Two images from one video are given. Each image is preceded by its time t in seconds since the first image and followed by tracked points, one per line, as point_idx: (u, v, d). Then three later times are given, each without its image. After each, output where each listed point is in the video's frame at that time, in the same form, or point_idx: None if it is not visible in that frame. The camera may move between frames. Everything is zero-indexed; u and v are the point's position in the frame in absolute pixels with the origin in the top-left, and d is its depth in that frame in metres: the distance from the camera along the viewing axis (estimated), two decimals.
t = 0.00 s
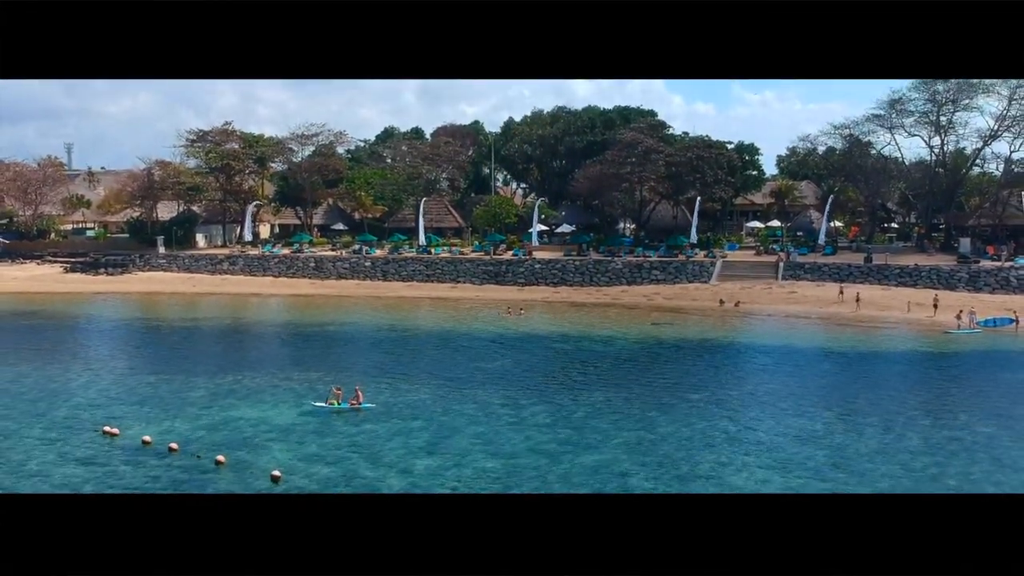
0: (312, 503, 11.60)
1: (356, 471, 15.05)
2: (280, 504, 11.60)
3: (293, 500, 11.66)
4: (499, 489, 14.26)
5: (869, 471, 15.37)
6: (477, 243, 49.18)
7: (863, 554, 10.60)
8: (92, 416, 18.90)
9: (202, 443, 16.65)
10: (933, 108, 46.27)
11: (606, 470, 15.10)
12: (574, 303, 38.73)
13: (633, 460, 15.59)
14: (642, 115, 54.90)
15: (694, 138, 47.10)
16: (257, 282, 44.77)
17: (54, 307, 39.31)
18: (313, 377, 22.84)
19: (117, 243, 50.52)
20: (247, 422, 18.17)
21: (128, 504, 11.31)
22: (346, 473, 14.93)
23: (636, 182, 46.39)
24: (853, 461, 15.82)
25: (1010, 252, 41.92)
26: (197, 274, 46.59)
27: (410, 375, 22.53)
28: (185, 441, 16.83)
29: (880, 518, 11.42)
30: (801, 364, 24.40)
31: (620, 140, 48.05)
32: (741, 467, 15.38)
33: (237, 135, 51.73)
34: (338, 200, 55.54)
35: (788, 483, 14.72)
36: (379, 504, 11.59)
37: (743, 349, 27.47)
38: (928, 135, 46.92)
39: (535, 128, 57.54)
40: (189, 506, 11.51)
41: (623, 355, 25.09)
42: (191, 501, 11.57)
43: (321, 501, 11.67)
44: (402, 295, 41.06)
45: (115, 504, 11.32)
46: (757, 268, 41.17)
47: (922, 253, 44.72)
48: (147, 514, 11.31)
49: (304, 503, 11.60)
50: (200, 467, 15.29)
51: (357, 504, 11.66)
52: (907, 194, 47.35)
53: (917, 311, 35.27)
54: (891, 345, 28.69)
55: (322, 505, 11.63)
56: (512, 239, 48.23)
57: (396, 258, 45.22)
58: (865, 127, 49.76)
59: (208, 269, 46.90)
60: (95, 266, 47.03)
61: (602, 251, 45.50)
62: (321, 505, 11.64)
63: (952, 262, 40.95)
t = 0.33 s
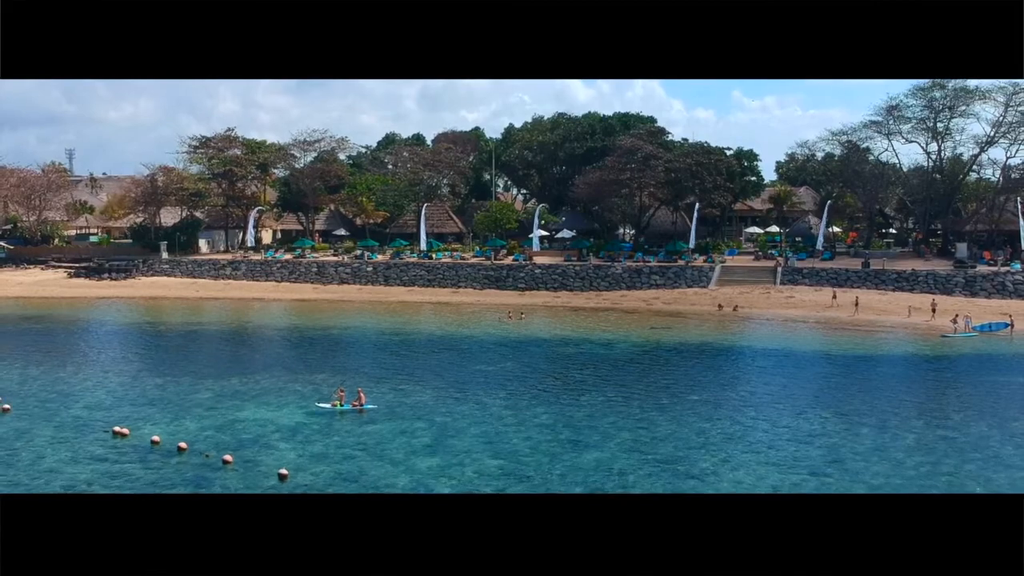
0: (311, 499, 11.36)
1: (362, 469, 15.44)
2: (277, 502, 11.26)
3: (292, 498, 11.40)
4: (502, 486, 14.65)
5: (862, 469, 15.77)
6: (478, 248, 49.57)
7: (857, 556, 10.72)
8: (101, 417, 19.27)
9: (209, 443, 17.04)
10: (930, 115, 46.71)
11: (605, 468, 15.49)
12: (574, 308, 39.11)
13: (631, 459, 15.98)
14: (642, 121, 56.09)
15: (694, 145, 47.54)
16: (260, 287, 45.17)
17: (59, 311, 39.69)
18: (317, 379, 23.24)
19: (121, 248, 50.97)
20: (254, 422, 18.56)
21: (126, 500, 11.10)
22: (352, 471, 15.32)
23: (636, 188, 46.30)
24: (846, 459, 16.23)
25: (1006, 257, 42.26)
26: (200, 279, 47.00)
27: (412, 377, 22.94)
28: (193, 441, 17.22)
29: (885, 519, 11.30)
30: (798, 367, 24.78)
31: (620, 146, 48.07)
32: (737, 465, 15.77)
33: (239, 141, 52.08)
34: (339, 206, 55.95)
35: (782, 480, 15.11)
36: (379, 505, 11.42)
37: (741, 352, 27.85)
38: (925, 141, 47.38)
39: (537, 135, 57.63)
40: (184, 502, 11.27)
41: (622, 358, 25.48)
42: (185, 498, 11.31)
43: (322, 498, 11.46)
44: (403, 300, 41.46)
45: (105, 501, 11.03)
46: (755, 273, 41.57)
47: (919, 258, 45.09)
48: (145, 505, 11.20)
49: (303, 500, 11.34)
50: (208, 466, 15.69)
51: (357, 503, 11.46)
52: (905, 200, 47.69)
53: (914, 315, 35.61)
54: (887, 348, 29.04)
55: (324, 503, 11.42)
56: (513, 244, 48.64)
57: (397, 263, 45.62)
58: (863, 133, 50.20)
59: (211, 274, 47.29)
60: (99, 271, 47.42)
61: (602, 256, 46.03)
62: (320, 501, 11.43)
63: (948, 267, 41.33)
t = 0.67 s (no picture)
0: (305, 496, 10.72)
1: (368, 467, 15.84)
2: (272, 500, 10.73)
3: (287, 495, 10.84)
4: (502, 484, 15.02)
5: (855, 466, 16.18)
6: (478, 252, 49.97)
7: (873, 560, 10.40)
8: (109, 418, 19.59)
9: (217, 442, 17.43)
10: (927, 119, 47.13)
11: (605, 467, 15.87)
12: (574, 311, 39.43)
13: (631, 457, 16.36)
14: (642, 126, 55.98)
15: (693, 149, 47.92)
16: (262, 290, 45.51)
17: (63, 314, 40.01)
18: (321, 380, 23.58)
19: (124, 252, 51.41)
20: (260, 421, 18.94)
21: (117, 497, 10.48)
22: (358, 469, 15.70)
23: (635, 192, 46.78)
24: (841, 458, 16.61)
25: (1002, 260, 42.66)
26: (203, 283, 47.38)
27: (414, 378, 23.32)
28: (201, 440, 17.60)
29: (898, 520, 10.98)
30: (794, 368, 25.16)
31: (620, 150, 48.86)
32: (735, 463, 16.18)
33: (242, 146, 52.62)
34: (341, 210, 56.44)
35: (777, 478, 15.50)
36: (380, 502, 10.81)
37: (738, 354, 28.23)
38: (922, 145, 47.82)
39: (537, 141, 58.97)
40: (176, 502, 10.59)
41: (624, 360, 25.89)
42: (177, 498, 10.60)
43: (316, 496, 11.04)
44: (404, 303, 41.83)
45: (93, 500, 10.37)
46: (754, 277, 41.99)
47: (916, 262, 45.50)
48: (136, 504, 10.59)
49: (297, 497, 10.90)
50: (217, 464, 16.06)
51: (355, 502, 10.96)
52: (903, 203, 48.14)
53: (911, 318, 36.01)
54: (885, 351, 29.38)
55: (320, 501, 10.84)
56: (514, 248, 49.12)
57: (399, 267, 45.98)
58: (860, 137, 50.64)
59: (214, 278, 47.66)
60: (102, 274, 47.80)
61: (602, 260, 46.52)
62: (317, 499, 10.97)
63: (945, 270, 41.75)
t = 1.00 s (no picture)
0: (315, 499, 11.95)
1: (373, 463, 16.24)
2: (287, 502, 11.96)
3: (301, 497, 12.07)
4: (503, 479, 15.41)
5: (849, 463, 16.56)
6: (479, 253, 50.43)
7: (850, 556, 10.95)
8: (118, 416, 19.99)
9: (225, 439, 17.86)
10: (924, 122, 47.49)
11: (604, 463, 16.27)
12: (574, 312, 39.80)
13: (629, 454, 16.75)
14: (642, 129, 56.29)
15: (693, 152, 48.25)
16: (265, 292, 45.88)
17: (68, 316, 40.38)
18: (325, 380, 23.96)
19: (127, 254, 51.83)
20: (266, 419, 19.35)
21: (145, 497, 11.73)
22: (363, 465, 16.11)
23: (635, 194, 47.36)
24: (835, 455, 17.00)
25: (999, 263, 43.00)
26: (206, 284, 47.76)
27: (416, 378, 23.70)
28: (210, 437, 18.03)
29: (870, 517, 11.72)
30: (791, 368, 25.54)
31: (620, 153, 49.55)
32: (731, 459, 16.59)
33: (244, 148, 52.82)
34: (343, 212, 56.96)
35: (772, 474, 15.90)
36: (384, 503, 11.93)
37: (737, 355, 28.59)
38: (920, 148, 48.20)
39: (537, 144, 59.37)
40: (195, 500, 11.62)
41: (624, 360, 26.26)
42: (196, 498, 11.87)
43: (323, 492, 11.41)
44: (406, 304, 42.33)
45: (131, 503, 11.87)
46: (752, 279, 42.36)
47: (914, 264, 45.84)
48: (168, 505, 11.86)
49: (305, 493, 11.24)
50: (225, 460, 16.49)
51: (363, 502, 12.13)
52: (901, 205, 48.50)
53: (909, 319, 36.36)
54: (881, 351, 29.78)
55: (332, 502, 12.06)
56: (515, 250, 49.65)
57: (400, 269, 46.34)
58: (858, 140, 50.95)
59: (217, 280, 48.03)
60: (106, 276, 48.19)
61: (601, 261, 46.88)
62: (326, 499, 11.98)
63: (942, 271, 42.15)
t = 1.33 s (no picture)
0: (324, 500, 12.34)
1: (377, 460, 16.63)
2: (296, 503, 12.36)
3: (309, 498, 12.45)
4: (506, 475, 15.80)
5: (844, 460, 16.96)
6: (480, 254, 50.97)
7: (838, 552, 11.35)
8: (127, 414, 20.41)
9: (233, 436, 18.27)
10: (922, 125, 47.93)
11: (603, 460, 16.66)
12: (574, 313, 40.24)
13: (629, 451, 17.13)
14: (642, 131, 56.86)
15: (692, 154, 48.76)
16: (268, 293, 46.32)
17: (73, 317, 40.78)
18: (329, 379, 24.34)
19: (130, 255, 52.27)
20: (273, 417, 19.77)
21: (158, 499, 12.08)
22: (368, 462, 16.51)
23: (634, 196, 47.79)
24: (830, 451, 17.41)
25: (996, 264, 43.46)
26: (209, 285, 48.18)
27: (419, 377, 24.10)
28: (218, 434, 18.44)
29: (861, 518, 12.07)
30: (788, 368, 25.93)
31: (620, 155, 50.24)
32: (727, 456, 16.99)
33: (248, 151, 53.50)
34: (346, 213, 57.55)
35: (768, 471, 16.29)
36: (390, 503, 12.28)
37: (735, 354, 28.96)
38: (917, 150, 48.64)
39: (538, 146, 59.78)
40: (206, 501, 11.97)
41: (623, 360, 26.66)
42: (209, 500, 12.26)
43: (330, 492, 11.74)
44: (409, 304, 42.99)
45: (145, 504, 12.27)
46: (750, 280, 42.78)
47: (912, 265, 46.23)
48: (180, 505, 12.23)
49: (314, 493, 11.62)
50: (234, 457, 16.90)
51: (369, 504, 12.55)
52: (898, 207, 48.93)
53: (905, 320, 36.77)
54: (877, 351, 30.20)
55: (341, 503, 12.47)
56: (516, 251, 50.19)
57: (403, 270, 46.80)
58: (856, 142, 51.39)
59: (220, 281, 48.45)
60: (109, 278, 48.63)
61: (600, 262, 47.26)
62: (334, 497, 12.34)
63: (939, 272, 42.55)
